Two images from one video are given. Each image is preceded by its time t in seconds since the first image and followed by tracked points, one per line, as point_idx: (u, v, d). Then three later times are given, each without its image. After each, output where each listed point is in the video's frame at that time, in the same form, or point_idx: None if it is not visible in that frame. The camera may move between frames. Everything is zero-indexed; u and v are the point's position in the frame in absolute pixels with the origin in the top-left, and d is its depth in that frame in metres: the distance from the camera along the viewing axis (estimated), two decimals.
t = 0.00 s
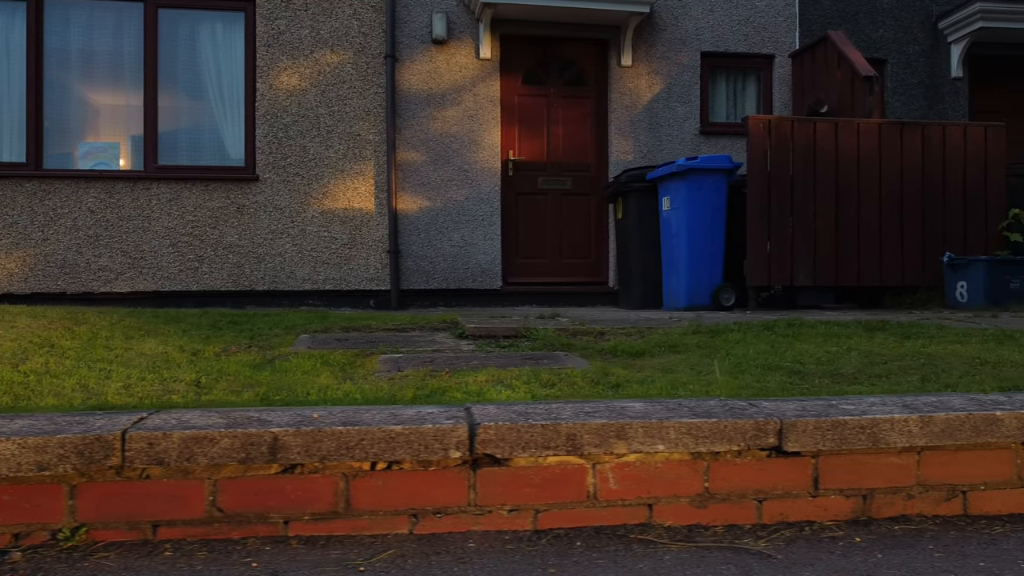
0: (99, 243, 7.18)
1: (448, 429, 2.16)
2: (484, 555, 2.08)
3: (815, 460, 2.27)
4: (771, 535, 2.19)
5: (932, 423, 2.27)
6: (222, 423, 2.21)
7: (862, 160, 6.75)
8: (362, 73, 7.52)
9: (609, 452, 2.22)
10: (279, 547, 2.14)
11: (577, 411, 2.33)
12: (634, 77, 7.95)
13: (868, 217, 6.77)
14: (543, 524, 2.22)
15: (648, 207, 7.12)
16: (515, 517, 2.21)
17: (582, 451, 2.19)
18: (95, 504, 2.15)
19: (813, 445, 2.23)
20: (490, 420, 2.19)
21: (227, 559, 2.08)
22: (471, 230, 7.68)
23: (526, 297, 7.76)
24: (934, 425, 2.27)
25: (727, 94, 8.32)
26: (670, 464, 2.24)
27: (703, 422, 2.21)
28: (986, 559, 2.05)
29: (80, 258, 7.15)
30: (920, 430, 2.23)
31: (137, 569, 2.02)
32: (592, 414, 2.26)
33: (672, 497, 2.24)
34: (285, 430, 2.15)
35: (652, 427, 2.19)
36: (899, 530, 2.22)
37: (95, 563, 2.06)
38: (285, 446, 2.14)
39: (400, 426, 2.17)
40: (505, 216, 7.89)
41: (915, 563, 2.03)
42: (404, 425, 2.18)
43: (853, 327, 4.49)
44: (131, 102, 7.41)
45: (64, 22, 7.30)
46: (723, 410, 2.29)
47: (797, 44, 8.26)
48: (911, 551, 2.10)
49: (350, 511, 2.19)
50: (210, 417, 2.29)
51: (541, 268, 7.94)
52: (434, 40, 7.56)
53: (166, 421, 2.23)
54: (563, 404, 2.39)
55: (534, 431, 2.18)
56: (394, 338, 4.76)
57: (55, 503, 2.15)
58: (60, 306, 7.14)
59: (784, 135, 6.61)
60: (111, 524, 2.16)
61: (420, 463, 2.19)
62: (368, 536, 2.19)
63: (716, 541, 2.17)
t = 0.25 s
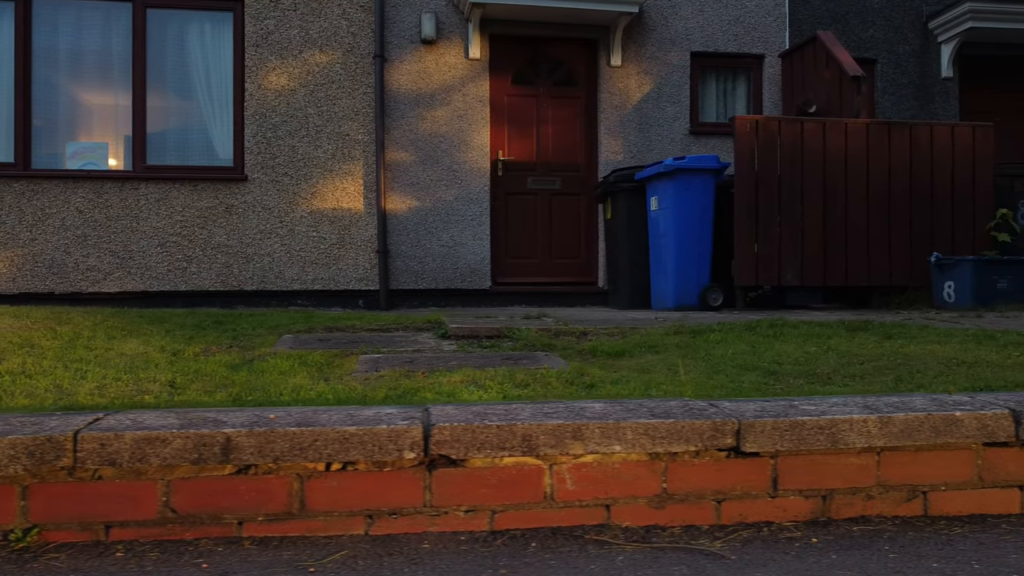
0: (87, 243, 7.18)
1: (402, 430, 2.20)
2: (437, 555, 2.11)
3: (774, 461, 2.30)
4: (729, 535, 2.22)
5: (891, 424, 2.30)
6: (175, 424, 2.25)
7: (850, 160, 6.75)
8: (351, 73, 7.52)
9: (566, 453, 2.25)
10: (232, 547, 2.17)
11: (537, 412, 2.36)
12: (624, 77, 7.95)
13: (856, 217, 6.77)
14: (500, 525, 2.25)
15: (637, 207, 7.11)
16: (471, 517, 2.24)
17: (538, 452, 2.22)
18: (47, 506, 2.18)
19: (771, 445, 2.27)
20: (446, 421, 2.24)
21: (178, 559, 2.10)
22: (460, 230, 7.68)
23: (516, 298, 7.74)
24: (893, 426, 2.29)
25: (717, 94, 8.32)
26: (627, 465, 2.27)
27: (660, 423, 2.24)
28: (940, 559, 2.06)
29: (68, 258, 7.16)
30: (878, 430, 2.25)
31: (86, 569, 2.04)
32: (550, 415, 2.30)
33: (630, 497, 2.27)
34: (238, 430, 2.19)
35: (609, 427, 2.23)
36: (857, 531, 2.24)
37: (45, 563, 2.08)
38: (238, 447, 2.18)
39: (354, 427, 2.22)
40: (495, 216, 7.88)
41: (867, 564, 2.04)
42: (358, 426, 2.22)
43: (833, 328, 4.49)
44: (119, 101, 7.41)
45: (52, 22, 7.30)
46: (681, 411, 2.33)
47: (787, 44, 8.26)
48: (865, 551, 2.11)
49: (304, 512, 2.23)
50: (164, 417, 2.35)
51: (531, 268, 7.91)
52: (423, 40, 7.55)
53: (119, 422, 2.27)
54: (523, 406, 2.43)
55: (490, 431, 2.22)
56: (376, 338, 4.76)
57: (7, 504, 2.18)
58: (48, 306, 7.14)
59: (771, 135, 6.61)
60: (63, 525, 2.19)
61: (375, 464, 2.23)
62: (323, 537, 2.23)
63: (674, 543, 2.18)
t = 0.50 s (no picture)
0: (75, 243, 7.18)
1: (354, 430, 2.22)
2: (387, 555, 2.12)
3: (731, 461, 2.31)
4: (683, 535, 2.23)
5: (848, 424, 2.31)
6: (126, 424, 2.27)
7: (837, 160, 6.75)
8: (339, 73, 7.52)
9: (520, 453, 2.26)
10: (182, 547, 2.19)
11: (493, 413, 2.38)
12: (613, 76, 7.95)
13: (843, 216, 6.76)
14: (454, 525, 2.26)
15: (626, 207, 7.11)
16: (425, 517, 2.25)
17: (492, 451, 2.24)
18: None
19: (728, 444, 2.27)
20: (399, 421, 2.26)
21: (126, 559, 2.11)
22: (448, 230, 7.67)
23: (506, 298, 7.73)
24: (849, 426, 2.30)
25: (707, 94, 8.32)
26: (582, 465, 2.28)
27: (614, 423, 2.25)
28: (891, 559, 2.06)
29: (56, 258, 7.16)
30: (834, 430, 2.26)
31: (34, 569, 2.05)
32: (505, 415, 2.31)
33: (585, 497, 2.28)
34: (189, 430, 2.21)
35: (562, 428, 2.25)
36: (813, 531, 2.25)
37: None
38: (189, 447, 2.20)
39: (306, 426, 2.23)
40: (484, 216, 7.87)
41: (818, 564, 2.04)
42: (310, 426, 2.25)
43: (814, 328, 4.49)
44: (107, 101, 7.40)
45: (39, 22, 7.29)
46: (638, 412, 2.34)
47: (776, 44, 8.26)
48: (818, 551, 2.12)
49: (256, 512, 2.24)
50: (117, 418, 2.37)
51: (521, 268, 7.91)
52: (412, 40, 7.55)
53: (72, 423, 2.29)
54: (480, 406, 2.45)
55: (443, 431, 2.24)
56: (358, 338, 4.75)
57: None
58: (35, 306, 7.13)
59: (758, 134, 6.61)
60: (13, 525, 2.21)
61: (328, 464, 2.24)
62: (275, 537, 2.24)
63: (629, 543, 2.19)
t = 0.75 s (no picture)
0: (63, 243, 7.18)
1: (306, 430, 2.22)
2: (338, 555, 2.14)
3: (687, 460, 2.32)
4: (637, 535, 2.24)
5: (804, 424, 2.31)
6: (77, 424, 2.28)
7: (824, 160, 6.75)
8: (328, 73, 7.52)
9: (474, 452, 2.27)
10: (132, 547, 2.20)
11: (449, 412, 2.39)
12: (602, 76, 7.95)
13: (830, 216, 6.77)
14: (408, 525, 2.27)
15: (614, 207, 7.10)
16: (379, 517, 2.27)
17: (445, 451, 2.25)
18: None
19: (683, 444, 2.28)
20: (352, 421, 2.26)
21: (75, 559, 2.13)
22: (437, 230, 7.67)
23: (495, 298, 7.73)
24: (805, 425, 2.30)
25: (696, 94, 8.32)
26: (538, 464, 2.28)
27: (569, 423, 2.25)
28: (841, 559, 2.07)
29: (43, 258, 7.16)
30: (789, 430, 2.26)
31: None
32: (460, 415, 2.32)
33: (541, 497, 2.28)
34: (140, 430, 2.22)
35: (516, 427, 2.25)
36: (768, 530, 2.26)
37: None
38: (140, 447, 2.21)
39: (258, 427, 2.24)
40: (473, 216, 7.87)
41: (768, 564, 2.05)
42: (263, 426, 2.25)
43: (794, 328, 4.50)
44: (95, 101, 7.40)
45: (27, 22, 7.29)
46: (594, 411, 2.35)
47: (765, 44, 8.26)
48: (770, 551, 2.13)
49: (209, 512, 2.25)
50: (70, 417, 2.38)
51: (509, 268, 7.91)
52: (400, 40, 7.55)
53: (26, 423, 2.30)
54: (437, 406, 2.45)
55: (396, 431, 2.24)
56: (339, 338, 4.75)
57: None
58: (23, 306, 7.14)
59: (744, 134, 6.61)
60: None
61: (281, 464, 2.26)
62: (228, 536, 2.25)
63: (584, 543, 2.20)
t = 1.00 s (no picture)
0: (51, 243, 7.19)
1: (259, 430, 2.23)
2: (291, 555, 2.15)
3: (645, 460, 2.32)
4: (592, 535, 2.25)
5: (761, 424, 2.30)
6: (34, 424, 2.28)
7: (811, 160, 6.75)
8: (316, 73, 7.52)
9: (430, 452, 2.28)
10: (85, 547, 2.22)
11: (407, 413, 2.39)
12: (591, 76, 7.94)
13: (817, 216, 6.77)
14: (363, 525, 2.29)
15: (603, 207, 7.09)
16: (334, 517, 2.28)
17: (400, 451, 2.26)
18: None
19: (640, 445, 2.28)
20: (307, 421, 2.27)
21: (28, 560, 2.14)
22: (426, 230, 7.67)
23: (483, 298, 7.74)
24: (762, 426, 2.30)
25: (686, 94, 8.31)
26: (494, 465, 2.30)
27: (525, 423, 2.26)
28: (793, 559, 2.08)
29: (31, 258, 7.16)
30: (746, 430, 2.26)
31: None
32: (417, 415, 2.32)
33: (497, 497, 2.30)
34: (92, 430, 2.22)
35: (472, 428, 2.26)
36: (724, 530, 2.26)
37: None
38: (92, 447, 2.22)
39: (212, 427, 2.25)
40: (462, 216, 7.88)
41: (719, 564, 2.06)
42: (216, 426, 2.26)
43: (775, 328, 4.50)
44: (83, 100, 7.39)
45: (16, 22, 7.29)
46: (552, 411, 2.35)
47: (755, 44, 8.26)
48: (723, 550, 2.14)
49: (163, 512, 2.27)
50: (31, 417, 2.39)
51: (499, 268, 7.92)
52: (389, 40, 7.55)
53: None
54: (395, 406, 2.46)
55: (350, 431, 2.25)
56: (322, 338, 4.76)
57: None
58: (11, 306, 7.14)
59: (732, 134, 6.60)
60: None
61: (235, 464, 2.27)
62: (183, 536, 2.27)
63: (541, 543, 2.21)
